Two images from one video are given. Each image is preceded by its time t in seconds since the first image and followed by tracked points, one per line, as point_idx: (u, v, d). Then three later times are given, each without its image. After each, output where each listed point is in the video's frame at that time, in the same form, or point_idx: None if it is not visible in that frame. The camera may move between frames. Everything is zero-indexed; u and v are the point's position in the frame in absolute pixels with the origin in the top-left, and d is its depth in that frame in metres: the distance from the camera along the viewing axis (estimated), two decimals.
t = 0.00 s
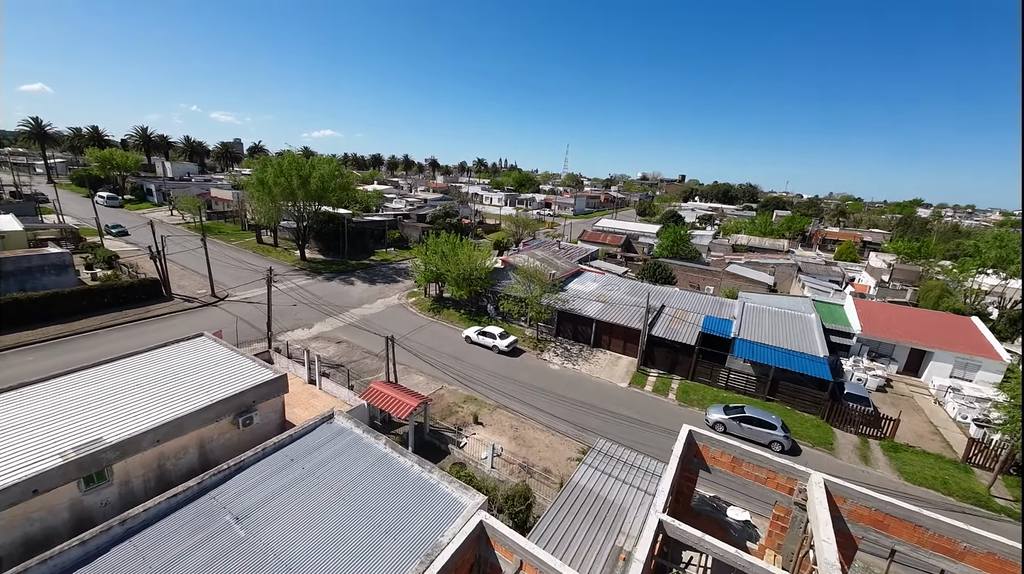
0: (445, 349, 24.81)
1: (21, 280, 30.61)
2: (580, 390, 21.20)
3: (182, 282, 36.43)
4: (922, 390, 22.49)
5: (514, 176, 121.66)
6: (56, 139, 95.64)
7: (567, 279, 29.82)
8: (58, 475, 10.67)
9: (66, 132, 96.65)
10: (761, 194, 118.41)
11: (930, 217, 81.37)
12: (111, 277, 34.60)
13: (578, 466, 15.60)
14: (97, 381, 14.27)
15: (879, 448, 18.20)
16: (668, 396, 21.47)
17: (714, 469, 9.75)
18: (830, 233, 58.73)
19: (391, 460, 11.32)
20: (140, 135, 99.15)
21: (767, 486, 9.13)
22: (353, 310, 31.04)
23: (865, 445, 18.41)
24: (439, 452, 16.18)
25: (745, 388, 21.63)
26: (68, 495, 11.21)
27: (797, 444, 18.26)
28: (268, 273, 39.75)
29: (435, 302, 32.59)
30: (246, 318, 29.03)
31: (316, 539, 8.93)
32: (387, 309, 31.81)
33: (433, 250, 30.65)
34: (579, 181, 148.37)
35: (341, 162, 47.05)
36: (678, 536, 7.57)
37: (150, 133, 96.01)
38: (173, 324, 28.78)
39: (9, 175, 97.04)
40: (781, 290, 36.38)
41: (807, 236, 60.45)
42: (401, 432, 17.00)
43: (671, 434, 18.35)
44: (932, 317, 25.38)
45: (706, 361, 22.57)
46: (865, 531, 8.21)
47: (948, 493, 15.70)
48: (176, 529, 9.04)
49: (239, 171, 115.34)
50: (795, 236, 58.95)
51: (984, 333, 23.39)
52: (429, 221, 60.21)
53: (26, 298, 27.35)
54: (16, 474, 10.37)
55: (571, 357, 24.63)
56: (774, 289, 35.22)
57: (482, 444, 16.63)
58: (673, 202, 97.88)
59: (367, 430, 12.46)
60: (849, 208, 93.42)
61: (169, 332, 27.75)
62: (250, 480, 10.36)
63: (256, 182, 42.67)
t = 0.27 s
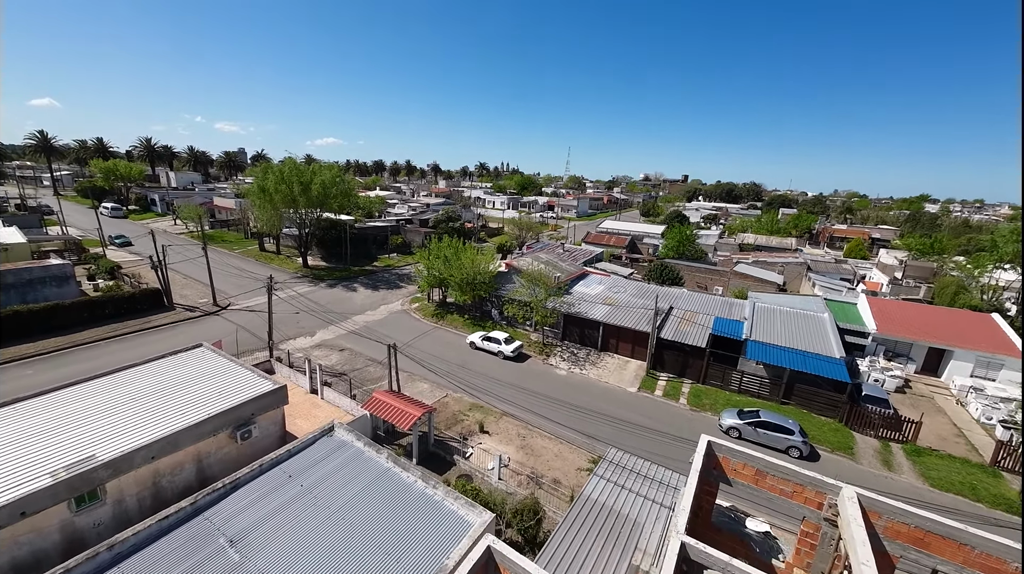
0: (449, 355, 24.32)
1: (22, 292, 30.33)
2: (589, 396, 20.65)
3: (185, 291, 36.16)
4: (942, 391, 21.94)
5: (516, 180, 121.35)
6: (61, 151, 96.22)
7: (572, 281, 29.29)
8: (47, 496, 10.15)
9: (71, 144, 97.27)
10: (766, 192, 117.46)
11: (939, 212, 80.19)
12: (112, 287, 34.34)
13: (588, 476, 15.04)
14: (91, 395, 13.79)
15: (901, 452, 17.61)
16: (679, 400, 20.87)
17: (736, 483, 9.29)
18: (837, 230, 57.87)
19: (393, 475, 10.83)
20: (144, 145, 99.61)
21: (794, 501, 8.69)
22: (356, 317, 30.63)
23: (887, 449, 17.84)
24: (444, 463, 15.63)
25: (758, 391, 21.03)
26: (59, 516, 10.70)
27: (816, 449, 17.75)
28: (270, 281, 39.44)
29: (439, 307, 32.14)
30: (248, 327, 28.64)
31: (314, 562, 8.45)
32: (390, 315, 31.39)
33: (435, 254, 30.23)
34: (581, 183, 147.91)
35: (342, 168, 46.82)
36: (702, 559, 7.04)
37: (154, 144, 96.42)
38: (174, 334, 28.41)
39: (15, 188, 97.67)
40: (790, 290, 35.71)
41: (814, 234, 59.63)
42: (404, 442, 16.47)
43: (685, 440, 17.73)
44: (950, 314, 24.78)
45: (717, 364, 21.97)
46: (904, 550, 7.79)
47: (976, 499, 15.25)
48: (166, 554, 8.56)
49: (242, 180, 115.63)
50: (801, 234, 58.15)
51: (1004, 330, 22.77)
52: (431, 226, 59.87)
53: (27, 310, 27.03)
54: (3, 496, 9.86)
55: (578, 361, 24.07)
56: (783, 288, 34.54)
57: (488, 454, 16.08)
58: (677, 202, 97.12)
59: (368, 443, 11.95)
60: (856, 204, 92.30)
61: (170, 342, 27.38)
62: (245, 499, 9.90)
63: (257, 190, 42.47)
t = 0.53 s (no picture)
0: (450, 360, 23.87)
1: (20, 298, 29.96)
2: (593, 403, 20.14)
3: (184, 296, 35.77)
4: (957, 396, 21.43)
5: (518, 183, 121.20)
6: (65, 157, 96.56)
7: (575, 284, 28.81)
8: (29, 513, 9.61)
9: (75, 150, 97.64)
10: (769, 194, 116.85)
11: (945, 213, 79.47)
12: (111, 292, 33.98)
13: (595, 487, 14.49)
14: (80, 403, 13.25)
15: (918, 460, 17.10)
16: (686, 407, 20.31)
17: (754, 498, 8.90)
18: (843, 232, 57.28)
19: (391, 490, 10.29)
20: (148, 150, 99.81)
21: (817, 519, 8.45)
22: (357, 322, 30.20)
23: (903, 457, 17.34)
24: (444, 473, 15.08)
25: (768, 397, 20.48)
26: (42, 532, 10.17)
27: (830, 458, 17.23)
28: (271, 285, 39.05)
29: (440, 311, 31.72)
30: (247, 332, 28.21)
31: None
32: (391, 319, 30.97)
33: (436, 258, 29.82)
34: (584, 186, 147.66)
35: (343, 171, 46.54)
36: None
37: (157, 149, 96.58)
38: (173, 340, 28.00)
39: (19, 194, 97.93)
40: (796, 292, 35.17)
41: (819, 235, 59.09)
42: (403, 451, 15.95)
43: (695, 449, 17.15)
44: (964, 317, 24.25)
45: (724, 369, 21.43)
46: None
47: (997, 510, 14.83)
48: None
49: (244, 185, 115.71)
50: (806, 236, 57.60)
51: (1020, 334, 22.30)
52: (433, 229, 59.57)
53: (23, 315, 26.64)
54: None
55: (582, 366, 23.56)
56: (790, 290, 34.00)
57: (490, 463, 15.54)
58: (679, 204, 96.93)
59: (364, 456, 11.41)
60: (860, 206, 91.62)
61: (168, 348, 26.94)
62: (235, 516, 9.39)
63: (258, 194, 42.18)
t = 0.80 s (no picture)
0: (451, 366, 23.39)
1: (14, 307, 29.50)
2: (598, 408, 19.63)
3: (181, 302, 35.31)
4: (971, 397, 20.98)
5: (518, 185, 120.86)
6: (64, 165, 96.39)
7: (578, 286, 28.34)
8: (8, 535, 9.08)
9: (73, 157, 97.46)
10: (770, 193, 116.37)
11: (948, 210, 78.85)
12: (107, 300, 33.53)
13: (602, 497, 13.97)
14: (66, 417, 12.72)
15: (935, 464, 16.65)
16: (694, 411, 19.77)
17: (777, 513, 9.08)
18: (846, 230, 56.80)
19: (389, 506, 9.77)
20: (147, 157, 99.61)
21: (843, 535, 8.49)
22: (356, 327, 29.71)
23: (920, 461, 16.85)
24: (446, 484, 14.55)
25: (778, 400, 19.95)
26: (23, 555, 9.63)
27: (844, 463, 16.73)
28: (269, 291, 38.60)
29: (441, 315, 31.25)
30: (244, 339, 27.73)
31: None
32: (391, 324, 30.50)
33: (436, 261, 29.38)
34: (583, 188, 147.36)
35: (341, 175, 46.17)
36: None
37: (156, 155, 96.35)
38: (169, 348, 27.50)
39: (18, 202, 97.73)
40: (802, 291, 34.68)
41: (822, 234, 58.62)
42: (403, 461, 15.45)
43: (705, 457, 16.58)
44: (974, 316, 23.86)
45: (732, 372, 20.92)
46: None
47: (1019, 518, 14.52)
48: None
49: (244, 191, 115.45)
50: (809, 235, 57.13)
51: None
52: (433, 233, 59.19)
53: (17, 325, 26.18)
54: None
55: (586, 370, 23.05)
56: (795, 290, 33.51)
57: (493, 473, 15.03)
58: (680, 204, 96.60)
59: (361, 469, 10.92)
60: (862, 204, 91.07)
61: (164, 356, 26.45)
62: (223, 537, 8.83)
63: (255, 199, 41.79)
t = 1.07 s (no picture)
0: (451, 371, 22.85)
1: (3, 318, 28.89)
2: (602, 413, 19.11)
3: (176, 311, 34.72)
4: (982, 393, 20.55)
5: (516, 186, 120.53)
6: (59, 174, 95.67)
7: (578, 287, 27.85)
8: None
9: (68, 166, 96.82)
10: (768, 191, 116.16)
11: (947, 204, 78.60)
12: (100, 309, 32.91)
13: (610, 507, 13.43)
14: (48, 434, 12.15)
15: (951, 464, 16.17)
16: (700, 413, 19.25)
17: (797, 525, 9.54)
18: (846, 226, 56.48)
19: (386, 525, 9.22)
20: (142, 165, 98.99)
21: (874, 551, 8.79)
22: (353, 333, 29.16)
23: (936, 462, 16.36)
24: (446, 496, 13.97)
25: (786, 401, 19.47)
26: None
27: (857, 465, 16.24)
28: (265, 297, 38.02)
29: (440, 319, 30.72)
30: (239, 347, 27.14)
31: None
32: (389, 329, 29.97)
33: (434, 264, 28.88)
34: (581, 188, 147.12)
35: (337, 179, 45.70)
36: None
37: (152, 164, 95.83)
38: (162, 358, 26.89)
39: (12, 212, 96.92)
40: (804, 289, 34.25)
41: (822, 230, 58.30)
42: (402, 472, 14.90)
43: (714, 463, 16.02)
44: (982, 312, 23.49)
45: (739, 372, 20.42)
46: None
47: None
48: None
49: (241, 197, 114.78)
50: (809, 232, 56.78)
51: None
52: (430, 236, 58.70)
53: (6, 337, 25.57)
54: None
55: (589, 373, 22.53)
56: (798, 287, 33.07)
57: (496, 483, 14.48)
58: (678, 203, 96.29)
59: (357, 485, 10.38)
60: (861, 199, 90.87)
61: (157, 366, 25.84)
62: (210, 561, 8.28)
63: (250, 204, 41.25)
